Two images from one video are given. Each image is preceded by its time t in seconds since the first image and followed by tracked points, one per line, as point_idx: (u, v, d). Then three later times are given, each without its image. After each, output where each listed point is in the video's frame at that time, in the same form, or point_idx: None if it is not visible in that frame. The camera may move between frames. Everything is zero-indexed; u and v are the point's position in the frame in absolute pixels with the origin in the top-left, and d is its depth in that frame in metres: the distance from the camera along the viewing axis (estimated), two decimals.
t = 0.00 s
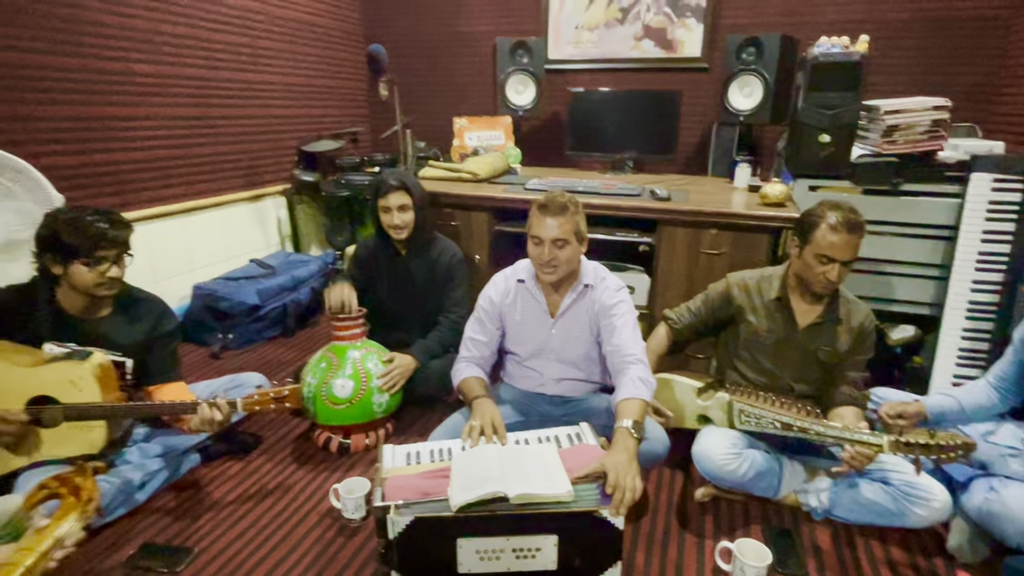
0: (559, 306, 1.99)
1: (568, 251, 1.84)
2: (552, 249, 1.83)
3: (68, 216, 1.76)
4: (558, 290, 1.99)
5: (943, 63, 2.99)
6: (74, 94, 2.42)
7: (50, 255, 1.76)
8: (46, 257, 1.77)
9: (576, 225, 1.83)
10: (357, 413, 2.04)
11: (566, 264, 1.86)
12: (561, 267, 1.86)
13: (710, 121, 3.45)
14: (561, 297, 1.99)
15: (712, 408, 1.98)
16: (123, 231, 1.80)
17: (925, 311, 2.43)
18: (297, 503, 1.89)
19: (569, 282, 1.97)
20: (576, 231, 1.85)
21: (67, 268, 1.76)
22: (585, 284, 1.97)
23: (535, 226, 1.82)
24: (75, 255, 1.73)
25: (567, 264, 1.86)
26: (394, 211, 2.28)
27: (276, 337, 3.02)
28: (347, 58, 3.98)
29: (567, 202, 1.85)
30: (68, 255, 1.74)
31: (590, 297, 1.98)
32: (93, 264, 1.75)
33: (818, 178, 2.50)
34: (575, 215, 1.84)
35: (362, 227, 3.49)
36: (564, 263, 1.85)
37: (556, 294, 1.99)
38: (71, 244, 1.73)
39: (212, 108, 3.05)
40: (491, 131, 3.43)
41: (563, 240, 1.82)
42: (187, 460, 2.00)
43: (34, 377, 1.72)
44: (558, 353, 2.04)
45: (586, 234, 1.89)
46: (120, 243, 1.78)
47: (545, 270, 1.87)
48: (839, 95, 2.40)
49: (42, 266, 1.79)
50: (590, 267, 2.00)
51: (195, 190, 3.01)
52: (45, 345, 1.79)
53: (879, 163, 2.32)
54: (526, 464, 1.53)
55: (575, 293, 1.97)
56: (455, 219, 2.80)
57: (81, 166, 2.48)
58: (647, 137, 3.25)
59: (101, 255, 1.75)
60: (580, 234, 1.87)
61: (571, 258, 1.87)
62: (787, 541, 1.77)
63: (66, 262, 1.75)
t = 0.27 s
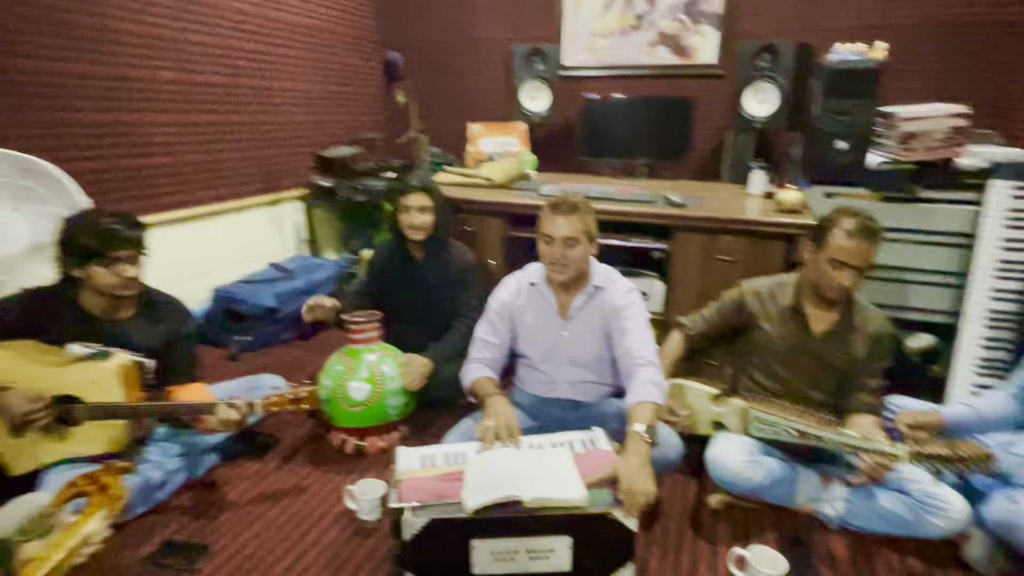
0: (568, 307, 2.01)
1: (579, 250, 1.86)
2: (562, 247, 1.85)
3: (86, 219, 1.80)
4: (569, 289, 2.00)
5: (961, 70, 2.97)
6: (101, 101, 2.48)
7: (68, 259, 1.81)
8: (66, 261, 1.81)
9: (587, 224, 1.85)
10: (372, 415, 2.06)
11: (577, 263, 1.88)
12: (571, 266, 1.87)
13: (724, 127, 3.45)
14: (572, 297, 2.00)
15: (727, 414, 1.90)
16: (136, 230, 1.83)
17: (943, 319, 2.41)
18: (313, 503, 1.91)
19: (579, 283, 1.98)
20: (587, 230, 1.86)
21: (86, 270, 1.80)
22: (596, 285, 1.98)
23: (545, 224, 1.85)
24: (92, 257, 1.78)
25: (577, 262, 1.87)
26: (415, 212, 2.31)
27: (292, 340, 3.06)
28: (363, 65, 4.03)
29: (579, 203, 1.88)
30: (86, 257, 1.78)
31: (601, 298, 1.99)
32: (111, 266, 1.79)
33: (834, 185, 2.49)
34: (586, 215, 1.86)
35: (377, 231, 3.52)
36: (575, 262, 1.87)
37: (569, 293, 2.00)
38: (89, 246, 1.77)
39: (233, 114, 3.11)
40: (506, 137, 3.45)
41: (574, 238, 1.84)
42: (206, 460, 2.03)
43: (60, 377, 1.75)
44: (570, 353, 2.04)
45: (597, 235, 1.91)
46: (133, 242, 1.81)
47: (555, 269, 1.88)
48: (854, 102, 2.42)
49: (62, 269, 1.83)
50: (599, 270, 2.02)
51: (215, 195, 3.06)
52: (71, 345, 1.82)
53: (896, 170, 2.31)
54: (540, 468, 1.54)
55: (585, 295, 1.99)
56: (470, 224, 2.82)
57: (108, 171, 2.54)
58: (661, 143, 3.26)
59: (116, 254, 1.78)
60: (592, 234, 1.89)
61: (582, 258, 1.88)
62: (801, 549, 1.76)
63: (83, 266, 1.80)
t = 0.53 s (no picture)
0: (578, 313, 2.02)
1: (588, 258, 1.87)
2: (570, 256, 1.85)
3: (110, 220, 1.82)
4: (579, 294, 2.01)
5: (980, 74, 2.94)
6: (126, 104, 2.53)
7: (94, 257, 1.84)
8: (92, 260, 1.84)
9: (595, 233, 1.86)
10: (387, 415, 2.08)
11: (586, 272, 1.88)
12: (580, 275, 1.88)
13: (739, 131, 3.45)
14: (580, 305, 2.02)
15: (742, 417, 1.90)
16: (162, 233, 1.87)
17: (961, 325, 2.39)
18: (329, 501, 1.94)
19: (589, 290, 1.99)
20: (596, 238, 1.87)
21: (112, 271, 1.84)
22: (605, 289, 1.99)
23: (555, 233, 1.86)
24: (117, 258, 1.81)
25: (586, 271, 1.88)
26: (429, 218, 2.34)
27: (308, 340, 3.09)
28: (380, 69, 4.07)
29: (589, 211, 1.87)
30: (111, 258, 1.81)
31: (610, 304, 2.00)
32: (136, 266, 1.83)
33: (851, 190, 2.47)
34: (595, 223, 1.85)
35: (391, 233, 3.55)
36: (583, 270, 1.87)
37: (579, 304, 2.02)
38: (114, 247, 1.80)
39: (253, 118, 3.16)
40: (520, 140, 3.48)
41: (582, 247, 1.84)
42: (224, 457, 2.06)
43: (84, 374, 1.79)
44: (582, 357, 2.05)
45: (606, 242, 1.91)
46: (158, 243, 1.84)
47: (564, 277, 1.90)
48: (874, 107, 2.38)
49: (88, 268, 1.86)
50: (609, 274, 2.02)
51: (234, 197, 3.10)
52: (95, 344, 1.87)
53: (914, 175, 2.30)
54: (554, 470, 1.55)
55: (595, 299, 1.99)
56: (484, 227, 2.84)
57: (131, 173, 2.59)
58: (676, 147, 3.26)
59: (139, 256, 1.82)
60: (600, 241, 1.89)
61: (591, 266, 1.89)
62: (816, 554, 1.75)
63: (108, 265, 1.83)
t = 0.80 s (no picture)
0: (583, 310, 2.03)
1: (588, 254, 1.87)
2: (571, 249, 1.86)
3: (122, 221, 1.84)
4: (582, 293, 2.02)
5: (987, 77, 2.94)
6: (135, 104, 2.56)
7: (102, 253, 1.84)
8: (99, 256, 1.85)
9: (600, 230, 1.87)
10: (392, 414, 2.09)
11: (585, 267, 1.88)
12: (580, 270, 1.88)
13: (744, 133, 3.45)
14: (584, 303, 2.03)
15: (746, 419, 1.97)
16: (172, 237, 1.89)
17: (966, 328, 2.38)
18: (334, 500, 1.95)
19: (590, 288, 2.00)
20: (599, 235, 1.88)
21: (118, 269, 1.84)
22: (610, 288, 2.00)
23: (558, 224, 1.87)
24: (128, 259, 1.82)
25: (585, 267, 1.88)
26: (434, 216, 2.34)
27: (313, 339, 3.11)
28: (386, 70, 4.09)
29: (595, 209, 1.90)
30: (120, 258, 1.82)
31: (615, 302, 2.01)
32: (144, 269, 1.83)
33: (857, 193, 2.48)
34: (599, 219, 1.88)
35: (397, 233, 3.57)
36: (582, 266, 1.88)
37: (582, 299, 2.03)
38: (123, 246, 1.81)
39: (260, 118, 3.18)
40: (526, 142, 3.49)
41: (584, 240, 1.85)
42: (230, 455, 2.08)
43: (89, 370, 1.81)
44: (586, 356, 2.05)
45: (610, 242, 1.92)
46: (168, 246, 1.86)
47: (563, 271, 1.90)
48: (880, 109, 2.37)
49: (96, 265, 1.88)
50: (614, 273, 2.03)
51: (241, 197, 3.12)
52: (102, 340, 1.89)
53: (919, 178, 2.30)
54: (559, 471, 1.56)
55: (599, 296, 2.00)
56: (490, 228, 2.85)
57: (140, 172, 2.61)
58: (681, 149, 3.27)
59: (149, 259, 1.83)
60: (603, 241, 1.90)
61: (591, 262, 1.89)
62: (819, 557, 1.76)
63: (116, 264, 1.84)
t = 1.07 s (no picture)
0: (586, 307, 2.04)
1: (587, 241, 1.90)
2: (571, 234, 1.91)
3: (127, 218, 1.86)
4: (583, 284, 2.04)
5: (987, 81, 2.96)
6: (142, 104, 2.58)
7: (109, 254, 1.87)
8: (108, 257, 1.87)
9: (602, 221, 1.91)
10: (394, 412, 2.11)
11: (583, 254, 1.91)
12: (576, 256, 1.92)
13: (745, 136, 3.47)
14: (588, 296, 2.05)
15: (744, 420, 2.00)
16: (177, 233, 1.91)
17: (965, 330, 2.40)
18: (337, 496, 1.97)
19: (589, 279, 2.02)
20: (601, 226, 1.91)
21: (125, 267, 1.87)
22: (613, 285, 2.02)
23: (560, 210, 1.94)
24: (133, 256, 1.84)
25: (583, 253, 1.91)
26: (438, 216, 2.37)
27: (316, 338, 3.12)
28: (389, 71, 4.11)
29: (600, 202, 1.95)
30: (126, 256, 1.85)
31: (617, 299, 2.03)
32: (149, 265, 1.86)
33: (856, 194, 2.49)
34: (603, 210, 1.92)
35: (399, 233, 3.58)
36: (580, 252, 1.91)
37: (585, 290, 2.05)
38: (133, 245, 1.84)
39: (265, 118, 3.20)
40: (528, 143, 3.51)
41: (584, 227, 1.89)
42: (234, 451, 2.10)
43: (98, 367, 1.84)
44: (587, 353, 2.07)
45: (613, 235, 1.94)
46: (172, 242, 1.88)
47: (562, 257, 1.94)
48: (876, 114, 2.41)
49: (103, 264, 1.90)
50: (617, 271, 2.04)
51: (245, 196, 3.14)
52: (109, 338, 1.91)
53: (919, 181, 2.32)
54: (560, 468, 1.58)
55: (602, 293, 2.02)
56: (492, 228, 2.87)
57: (146, 171, 2.63)
58: (682, 151, 3.29)
59: (154, 255, 1.85)
60: (605, 233, 1.93)
61: (590, 250, 1.91)
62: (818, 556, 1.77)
63: (122, 263, 1.87)
